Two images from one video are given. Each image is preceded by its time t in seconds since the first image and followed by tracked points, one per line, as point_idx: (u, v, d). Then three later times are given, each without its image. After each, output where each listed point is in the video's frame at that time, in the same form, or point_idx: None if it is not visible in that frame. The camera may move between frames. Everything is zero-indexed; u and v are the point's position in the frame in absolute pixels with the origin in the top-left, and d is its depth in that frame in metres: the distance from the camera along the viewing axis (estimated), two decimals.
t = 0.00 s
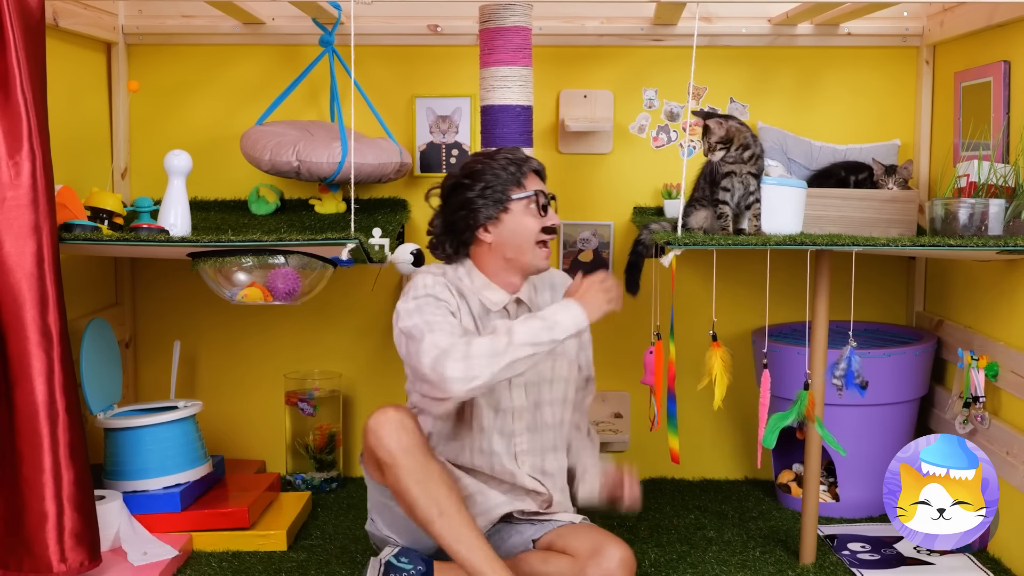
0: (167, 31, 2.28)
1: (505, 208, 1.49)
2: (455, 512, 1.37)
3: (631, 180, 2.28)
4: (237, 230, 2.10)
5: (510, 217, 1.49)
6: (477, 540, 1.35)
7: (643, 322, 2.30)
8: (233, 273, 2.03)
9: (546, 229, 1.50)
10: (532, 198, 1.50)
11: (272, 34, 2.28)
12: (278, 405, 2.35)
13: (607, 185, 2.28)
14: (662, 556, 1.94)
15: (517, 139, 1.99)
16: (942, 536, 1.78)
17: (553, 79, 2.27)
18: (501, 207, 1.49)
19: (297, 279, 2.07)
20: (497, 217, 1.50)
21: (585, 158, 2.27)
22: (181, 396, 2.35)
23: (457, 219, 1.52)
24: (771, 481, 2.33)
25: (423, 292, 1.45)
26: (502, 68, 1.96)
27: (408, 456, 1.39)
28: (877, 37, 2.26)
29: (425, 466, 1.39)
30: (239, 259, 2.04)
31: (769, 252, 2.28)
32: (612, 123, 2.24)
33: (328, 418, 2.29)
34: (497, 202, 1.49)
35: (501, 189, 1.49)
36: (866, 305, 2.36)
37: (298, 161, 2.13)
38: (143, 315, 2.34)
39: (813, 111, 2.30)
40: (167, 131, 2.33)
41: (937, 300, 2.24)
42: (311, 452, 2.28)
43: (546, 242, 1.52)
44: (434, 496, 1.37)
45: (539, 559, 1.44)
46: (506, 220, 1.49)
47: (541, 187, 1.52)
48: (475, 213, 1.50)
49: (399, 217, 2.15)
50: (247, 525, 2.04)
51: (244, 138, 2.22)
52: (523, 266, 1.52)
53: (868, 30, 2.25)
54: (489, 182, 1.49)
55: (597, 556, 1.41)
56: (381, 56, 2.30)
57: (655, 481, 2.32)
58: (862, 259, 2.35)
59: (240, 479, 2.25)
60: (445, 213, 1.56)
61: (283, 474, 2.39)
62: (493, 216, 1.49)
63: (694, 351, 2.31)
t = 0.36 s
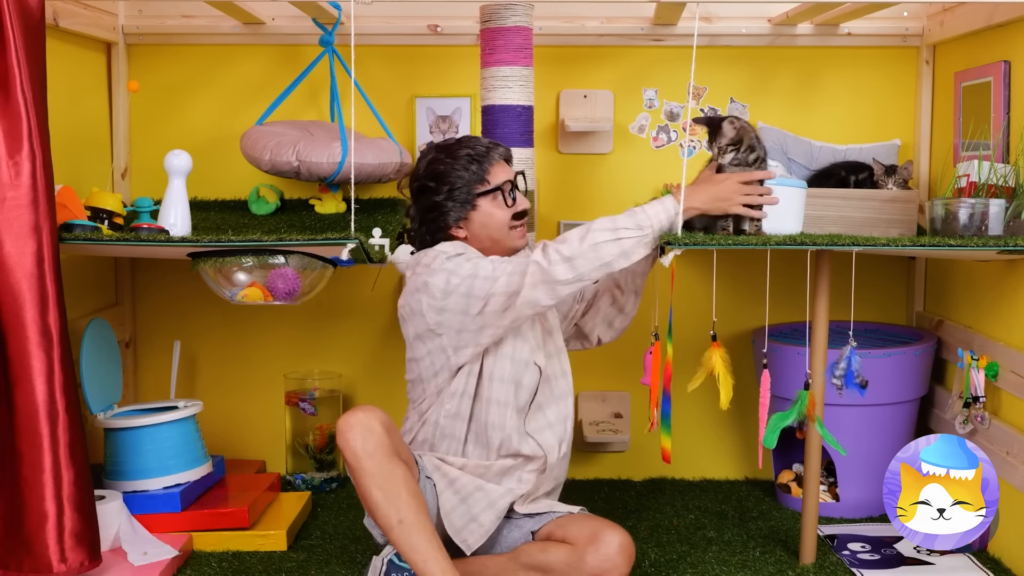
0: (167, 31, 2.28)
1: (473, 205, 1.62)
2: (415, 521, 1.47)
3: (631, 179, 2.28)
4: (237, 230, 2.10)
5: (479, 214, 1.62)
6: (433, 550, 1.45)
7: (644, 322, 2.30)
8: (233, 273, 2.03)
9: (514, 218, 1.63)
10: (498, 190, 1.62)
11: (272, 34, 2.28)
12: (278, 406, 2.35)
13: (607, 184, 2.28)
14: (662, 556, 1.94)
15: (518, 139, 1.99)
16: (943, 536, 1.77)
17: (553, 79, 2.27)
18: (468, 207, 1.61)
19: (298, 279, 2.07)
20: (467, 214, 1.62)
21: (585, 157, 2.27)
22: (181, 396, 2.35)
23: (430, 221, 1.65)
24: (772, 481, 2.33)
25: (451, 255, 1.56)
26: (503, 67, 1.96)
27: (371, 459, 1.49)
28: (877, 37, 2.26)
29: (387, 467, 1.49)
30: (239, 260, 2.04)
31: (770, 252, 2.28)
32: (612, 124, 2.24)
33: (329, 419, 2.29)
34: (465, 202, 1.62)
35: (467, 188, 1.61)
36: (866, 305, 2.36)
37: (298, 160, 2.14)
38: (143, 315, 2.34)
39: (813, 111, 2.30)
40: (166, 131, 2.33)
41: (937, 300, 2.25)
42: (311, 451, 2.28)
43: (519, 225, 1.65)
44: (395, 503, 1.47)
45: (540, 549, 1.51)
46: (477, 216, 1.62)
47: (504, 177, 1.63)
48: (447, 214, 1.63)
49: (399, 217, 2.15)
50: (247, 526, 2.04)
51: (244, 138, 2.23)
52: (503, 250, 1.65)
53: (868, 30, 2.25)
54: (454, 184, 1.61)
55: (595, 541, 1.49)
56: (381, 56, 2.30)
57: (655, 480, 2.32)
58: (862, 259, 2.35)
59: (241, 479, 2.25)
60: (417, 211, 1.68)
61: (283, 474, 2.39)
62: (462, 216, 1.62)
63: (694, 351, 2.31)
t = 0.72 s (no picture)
0: (160, 19, 2.19)
1: (451, 202, 1.52)
2: (417, 529, 1.38)
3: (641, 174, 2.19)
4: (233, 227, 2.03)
5: (460, 209, 1.53)
6: (436, 560, 1.37)
7: (656, 321, 2.21)
8: (228, 272, 1.95)
9: (497, 206, 1.53)
10: (475, 180, 1.52)
11: (269, 23, 2.19)
12: (274, 409, 2.26)
13: (616, 179, 2.19)
14: (675, 567, 1.85)
15: (523, 133, 1.90)
16: (942, 537, 1.63)
17: (561, 70, 2.18)
18: (446, 205, 1.52)
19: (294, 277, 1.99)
20: (449, 212, 1.53)
21: (594, 151, 2.19)
22: (174, 399, 2.26)
23: (411, 228, 1.56)
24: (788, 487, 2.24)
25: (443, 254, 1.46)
26: (509, 58, 1.87)
27: (372, 462, 1.40)
28: (898, 26, 2.17)
29: (388, 473, 1.40)
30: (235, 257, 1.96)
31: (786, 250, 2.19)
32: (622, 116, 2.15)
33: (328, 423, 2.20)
34: (441, 201, 1.52)
35: (443, 187, 1.52)
36: (886, 305, 2.27)
37: (295, 154, 2.07)
38: (134, 315, 2.25)
39: (831, 103, 2.21)
40: (159, 124, 2.24)
41: (960, 300, 2.16)
42: (309, 457, 2.19)
43: (504, 211, 1.54)
44: (397, 509, 1.39)
45: (547, 560, 1.43)
46: (458, 213, 1.53)
47: (478, 166, 1.53)
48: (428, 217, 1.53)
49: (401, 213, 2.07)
50: (241, 535, 1.95)
51: (240, 130, 2.15)
52: (495, 240, 1.55)
53: (889, 19, 2.16)
54: (428, 186, 1.53)
55: (606, 553, 1.40)
56: (382, 46, 2.21)
57: (667, 487, 2.23)
58: (882, 257, 2.26)
59: (235, 485, 2.16)
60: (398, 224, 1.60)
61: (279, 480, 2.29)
62: (443, 217, 1.53)
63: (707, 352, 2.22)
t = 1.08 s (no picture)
0: None
1: (425, 185, 1.28)
2: None
3: (701, 144, 1.80)
4: (205, 209, 1.64)
5: (434, 193, 1.28)
6: None
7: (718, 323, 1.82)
8: (197, 263, 1.56)
9: (482, 201, 1.26)
10: (452, 164, 1.27)
11: None
12: (255, 430, 1.87)
13: (670, 150, 1.80)
14: None
15: (557, 95, 1.38)
16: (942, 536, 1.30)
17: (603, 17, 1.79)
18: (418, 186, 1.28)
19: (279, 270, 1.59)
20: (422, 195, 1.30)
21: (644, 116, 1.80)
22: (134, 418, 1.87)
23: (394, 207, 1.35)
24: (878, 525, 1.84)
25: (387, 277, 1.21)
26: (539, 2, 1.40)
27: (371, 499, 1.11)
28: None
29: (390, 512, 1.11)
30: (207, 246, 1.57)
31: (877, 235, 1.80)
32: (678, 72, 1.76)
33: (319, 446, 1.81)
34: (415, 181, 1.29)
35: (418, 164, 1.29)
36: (994, 302, 1.88)
37: (280, 121, 1.70)
38: (85, 316, 1.86)
39: (930, 58, 1.82)
40: (114, 85, 1.84)
41: None
42: (296, 489, 1.79)
43: (495, 206, 1.27)
44: (400, 553, 1.10)
45: None
46: (431, 199, 1.28)
47: (466, 148, 1.27)
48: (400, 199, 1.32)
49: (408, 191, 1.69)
50: None
51: (211, 91, 1.76)
52: (475, 241, 1.29)
53: None
54: (405, 160, 1.30)
55: None
56: None
57: (732, 526, 1.83)
58: (989, 244, 1.87)
59: (206, 523, 1.76)
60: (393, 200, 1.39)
61: (260, 515, 1.89)
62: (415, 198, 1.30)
63: (781, 360, 1.82)
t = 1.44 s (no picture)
0: None
1: (427, 166, 1.06)
2: None
3: (787, 102, 1.43)
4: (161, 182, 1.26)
5: (438, 180, 1.05)
6: None
7: (806, 327, 1.46)
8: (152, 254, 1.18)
9: (486, 199, 1.02)
10: (463, 148, 1.03)
11: None
12: (227, 461, 1.50)
13: (748, 109, 1.43)
14: None
15: (604, 38, 1.30)
16: (944, 538, 1.05)
17: None
18: (422, 168, 1.06)
19: (258, 260, 1.20)
20: (423, 177, 1.08)
21: (716, 66, 1.42)
22: (76, 446, 1.50)
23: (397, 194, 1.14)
24: None
25: (343, 321, 1.06)
26: None
27: None
28: None
29: None
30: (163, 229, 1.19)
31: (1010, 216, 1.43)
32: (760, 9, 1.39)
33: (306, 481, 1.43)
34: (417, 160, 1.07)
35: (422, 142, 1.06)
36: None
37: (259, 71, 1.32)
38: (15, 319, 1.49)
39: None
40: (49, 29, 1.47)
41: None
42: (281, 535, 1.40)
43: (514, 206, 1.01)
44: None
45: None
46: (435, 183, 1.06)
47: (483, 132, 1.03)
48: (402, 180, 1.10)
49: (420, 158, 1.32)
50: None
51: (170, 35, 1.39)
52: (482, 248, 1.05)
53: None
54: (409, 138, 1.07)
55: None
56: None
57: None
58: None
59: None
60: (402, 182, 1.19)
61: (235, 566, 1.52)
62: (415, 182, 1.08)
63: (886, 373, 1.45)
